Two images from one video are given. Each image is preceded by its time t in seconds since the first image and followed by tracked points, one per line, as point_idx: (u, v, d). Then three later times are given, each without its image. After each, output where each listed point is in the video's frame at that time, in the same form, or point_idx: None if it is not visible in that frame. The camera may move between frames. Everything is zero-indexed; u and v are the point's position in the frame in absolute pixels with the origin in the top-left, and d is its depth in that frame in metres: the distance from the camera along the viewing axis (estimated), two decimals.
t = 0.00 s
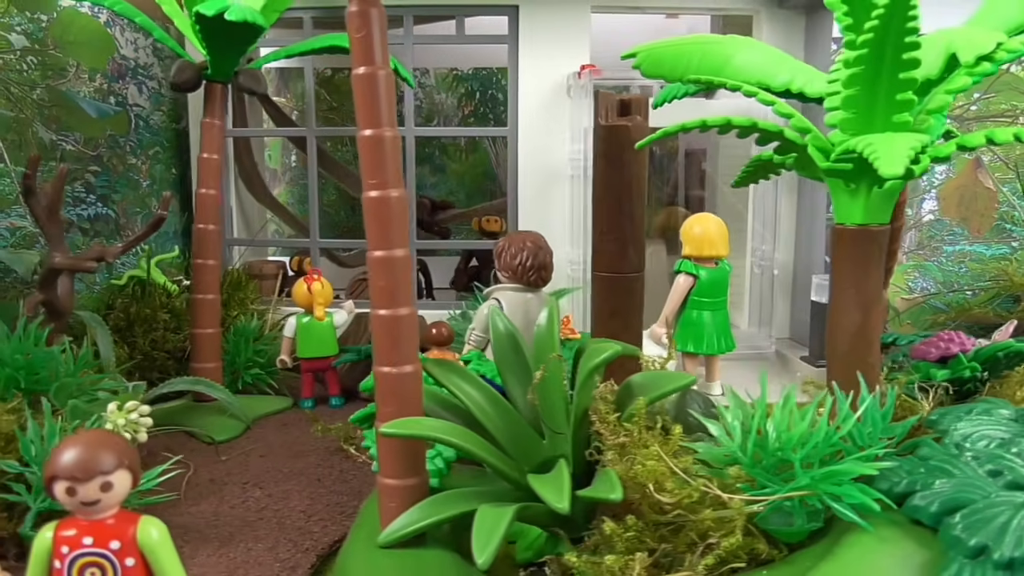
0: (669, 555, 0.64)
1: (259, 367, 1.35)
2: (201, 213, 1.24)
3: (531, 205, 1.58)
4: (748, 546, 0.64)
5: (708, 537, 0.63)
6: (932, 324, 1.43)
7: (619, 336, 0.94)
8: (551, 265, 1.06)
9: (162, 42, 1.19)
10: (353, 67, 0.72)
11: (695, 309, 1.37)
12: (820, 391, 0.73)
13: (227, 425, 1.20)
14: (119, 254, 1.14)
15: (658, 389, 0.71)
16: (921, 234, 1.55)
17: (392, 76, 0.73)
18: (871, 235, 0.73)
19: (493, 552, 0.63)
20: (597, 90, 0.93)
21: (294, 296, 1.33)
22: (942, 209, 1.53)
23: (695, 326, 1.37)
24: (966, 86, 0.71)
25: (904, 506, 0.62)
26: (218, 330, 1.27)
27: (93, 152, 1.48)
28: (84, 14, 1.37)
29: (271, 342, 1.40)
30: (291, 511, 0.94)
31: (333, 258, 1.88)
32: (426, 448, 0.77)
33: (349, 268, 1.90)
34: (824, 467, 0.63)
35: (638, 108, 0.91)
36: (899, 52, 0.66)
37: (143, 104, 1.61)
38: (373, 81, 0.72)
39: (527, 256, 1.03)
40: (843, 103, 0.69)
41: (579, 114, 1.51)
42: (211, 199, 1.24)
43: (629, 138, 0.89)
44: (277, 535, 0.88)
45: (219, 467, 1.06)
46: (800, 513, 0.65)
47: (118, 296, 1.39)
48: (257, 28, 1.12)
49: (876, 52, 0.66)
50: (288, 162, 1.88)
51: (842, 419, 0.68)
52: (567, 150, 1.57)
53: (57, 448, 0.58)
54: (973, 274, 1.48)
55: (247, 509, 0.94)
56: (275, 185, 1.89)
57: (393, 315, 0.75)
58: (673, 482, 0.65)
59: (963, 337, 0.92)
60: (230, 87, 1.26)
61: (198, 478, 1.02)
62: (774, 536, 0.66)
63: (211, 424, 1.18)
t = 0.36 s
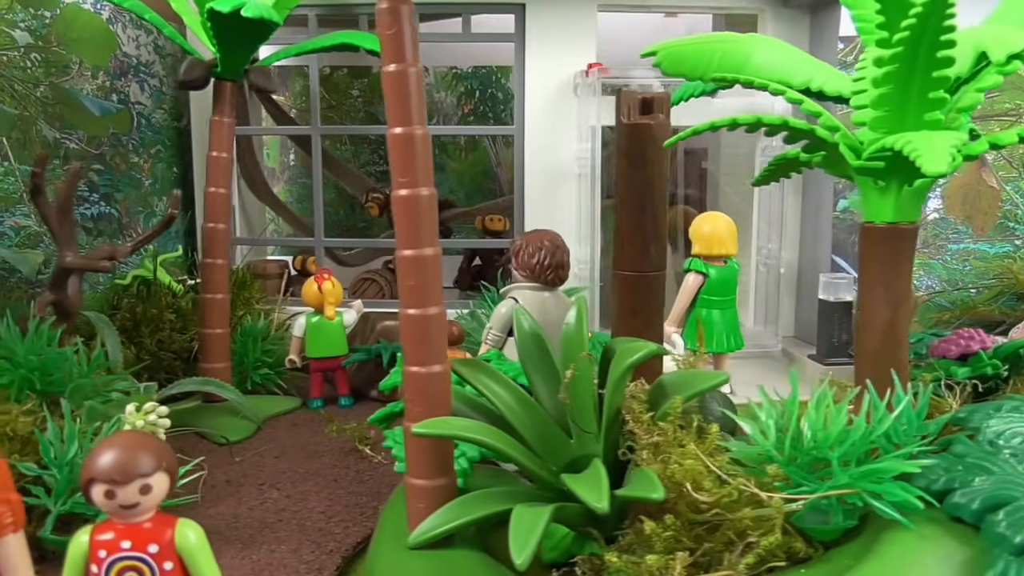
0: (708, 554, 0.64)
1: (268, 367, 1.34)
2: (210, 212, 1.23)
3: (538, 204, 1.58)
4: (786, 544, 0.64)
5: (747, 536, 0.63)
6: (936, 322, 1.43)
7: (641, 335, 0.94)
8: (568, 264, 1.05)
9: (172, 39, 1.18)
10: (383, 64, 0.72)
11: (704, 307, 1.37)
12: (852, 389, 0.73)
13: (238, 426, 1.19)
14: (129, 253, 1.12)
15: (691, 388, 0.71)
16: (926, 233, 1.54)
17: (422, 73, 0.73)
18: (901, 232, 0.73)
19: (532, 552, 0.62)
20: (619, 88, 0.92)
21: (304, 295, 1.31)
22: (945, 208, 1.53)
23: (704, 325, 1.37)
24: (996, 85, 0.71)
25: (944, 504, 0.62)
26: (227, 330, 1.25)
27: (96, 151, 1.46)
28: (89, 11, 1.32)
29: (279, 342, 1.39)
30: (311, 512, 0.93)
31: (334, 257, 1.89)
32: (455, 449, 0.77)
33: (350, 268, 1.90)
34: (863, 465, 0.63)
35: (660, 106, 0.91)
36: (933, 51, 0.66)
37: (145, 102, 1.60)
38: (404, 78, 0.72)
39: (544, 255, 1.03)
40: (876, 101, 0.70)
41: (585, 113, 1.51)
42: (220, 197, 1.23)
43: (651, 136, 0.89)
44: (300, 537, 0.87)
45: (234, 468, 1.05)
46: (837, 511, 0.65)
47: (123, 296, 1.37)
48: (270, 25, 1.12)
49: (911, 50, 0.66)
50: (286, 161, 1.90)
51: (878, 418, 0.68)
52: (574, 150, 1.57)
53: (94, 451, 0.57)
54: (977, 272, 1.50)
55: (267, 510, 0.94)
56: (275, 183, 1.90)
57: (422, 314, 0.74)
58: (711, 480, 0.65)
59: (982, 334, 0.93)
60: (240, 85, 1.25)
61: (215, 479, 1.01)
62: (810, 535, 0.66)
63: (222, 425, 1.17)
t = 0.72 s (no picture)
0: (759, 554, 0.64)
1: (281, 365, 1.33)
2: (224, 208, 1.22)
3: (550, 200, 1.57)
4: (838, 544, 0.63)
5: (799, 536, 0.63)
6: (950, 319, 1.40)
7: (671, 332, 0.93)
8: (593, 260, 1.04)
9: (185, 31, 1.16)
10: (420, 55, 0.70)
11: (721, 304, 1.36)
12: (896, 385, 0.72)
13: (253, 424, 1.17)
14: (144, 250, 1.10)
15: (734, 385, 0.70)
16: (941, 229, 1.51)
17: (460, 64, 0.71)
18: (945, 227, 0.72)
19: (581, 552, 0.61)
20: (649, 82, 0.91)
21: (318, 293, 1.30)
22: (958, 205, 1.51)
23: (721, 322, 1.36)
24: None
25: (1001, 503, 0.62)
26: (240, 327, 1.24)
27: (103, 146, 1.44)
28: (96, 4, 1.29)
29: (291, 339, 1.37)
30: (337, 512, 0.92)
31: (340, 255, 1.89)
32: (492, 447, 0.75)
33: (356, 265, 1.90)
34: (918, 463, 0.63)
35: (692, 100, 0.90)
36: (984, 44, 0.65)
37: (151, 97, 1.57)
38: (442, 69, 0.70)
39: (570, 251, 1.01)
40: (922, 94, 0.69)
41: (598, 109, 1.50)
42: (234, 193, 1.22)
43: (683, 130, 0.88)
44: (328, 538, 0.86)
45: (255, 468, 1.03)
46: (888, 509, 0.63)
47: (131, 293, 1.35)
48: (287, 18, 1.10)
49: (961, 42, 0.65)
50: (289, 158, 1.88)
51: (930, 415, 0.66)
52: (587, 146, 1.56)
53: (135, 450, 0.56)
54: (990, 269, 1.50)
55: (292, 510, 0.92)
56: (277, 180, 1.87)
57: (459, 310, 0.73)
58: (761, 479, 0.64)
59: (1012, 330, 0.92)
60: (254, 80, 1.24)
61: (236, 479, 0.99)
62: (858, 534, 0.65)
63: (236, 424, 1.15)
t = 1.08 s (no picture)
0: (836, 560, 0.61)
1: (305, 364, 1.30)
2: (249, 203, 1.19)
3: (573, 196, 1.54)
4: (919, 549, 0.60)
5: (879, 541, 0.60)
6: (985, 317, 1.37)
7: (720, 328, 0.91)
8: (633, 255, 1.01)
9: (210, 21, 1.13)
10: (476, 39, 0.67)
11: (752, 302, 1.34)
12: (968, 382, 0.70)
13: (279, 425, 1.14)
14: (168, 245, 1.07)
15: (800, 382, 0.67)
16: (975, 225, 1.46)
17: (516, 49, 0.68)
18: (1016, 219, 0.69)
19: (651, 558, 0.58)
20: (697, 71, 0.89)
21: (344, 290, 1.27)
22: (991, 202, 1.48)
23: (752, 320, 1.34)
24: None
25: None
26: (265, 325, 1.21)
27: (120, 140, 1.40)
28: None
29: (313, 337, 1.35)
30: (376, 515, 0.89)
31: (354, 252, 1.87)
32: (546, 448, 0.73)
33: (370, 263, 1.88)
34: (1003, 465, 0.61)
35: (742, 90, 0.87)
36: None
37: (167, 91, 1.54)
38: (498, 54, 0.67)
39: (611, 246, 0.99)
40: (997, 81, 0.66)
41: (624, 103, 1.48)
42: (259, 187, 1.19)
43: (733, 121, 0.86)
44: (370, 542, 0.83)
45: (286, 470, 1.00)
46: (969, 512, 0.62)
47: (149, 291, 1.30)
48: (316, 7, 1.07)
49: None
50: (301, 154, 1.86)
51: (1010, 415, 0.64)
52: (612, 140, 1.54)
53: (192, 451, 0.53)
54: None
55: (329, 513, 0.89)
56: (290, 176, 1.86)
57: (514, 305, 0.70)
58: (837, 481, 0.62)
59: None
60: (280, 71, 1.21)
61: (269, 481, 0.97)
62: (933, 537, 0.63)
63: (262, 423, 1.12)
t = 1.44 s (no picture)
0: None
1: (323, 366, 1.27)
2: (267, 200, 1.15)
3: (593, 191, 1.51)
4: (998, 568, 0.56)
5: (955, 560, 0.56)
6: (1015, 316, 1.35)
7: (765, 330, 0.87)
8: (668, 254, 0.97)
9: (226, 12, 1.10)
10: (522, 28, 0.64)
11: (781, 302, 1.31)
12: None
13: (298, 428, 1.10)
14: (186, 243, 1.03)
15: (864, 389, 0.64)
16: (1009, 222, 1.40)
17: (564, 39, 0.65)
18: None
19: None
20: (741, 63, 0.85)
21: (363, 289, 1.24)
22: None
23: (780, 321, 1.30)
24: None
25: None
26: (283, 326, 1.17)
27: (131, 135, 1.36)
28: None
29: (330, 337, 1.31)
30: (407, 525, 0.86)
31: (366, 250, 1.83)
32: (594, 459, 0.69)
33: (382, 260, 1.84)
34: None
35: (788, 82, 0.84)
36: None
37: (178, 85, 1.50)
38: (546, 44, 0.64)
39: (645, 245, 0.95)
40: None
41: (648, 98, 1.46)
42: (278, 184, 1.16)
43: (780, 115, 0.83)
44: (402, 554, 0.80)
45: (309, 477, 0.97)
46: None
47: (162, 291, 1.25)
48: None
49: None
50: (310, 150, 1.81)
51: None
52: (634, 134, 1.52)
53: (234, 468, 0.49)
54: None
55: (357, 524, 0.86)
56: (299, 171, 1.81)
57: (561, 309, 0.66)
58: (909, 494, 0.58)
59: None
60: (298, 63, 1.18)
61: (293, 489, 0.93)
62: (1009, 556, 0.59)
63: (280, 427, 1.08)
